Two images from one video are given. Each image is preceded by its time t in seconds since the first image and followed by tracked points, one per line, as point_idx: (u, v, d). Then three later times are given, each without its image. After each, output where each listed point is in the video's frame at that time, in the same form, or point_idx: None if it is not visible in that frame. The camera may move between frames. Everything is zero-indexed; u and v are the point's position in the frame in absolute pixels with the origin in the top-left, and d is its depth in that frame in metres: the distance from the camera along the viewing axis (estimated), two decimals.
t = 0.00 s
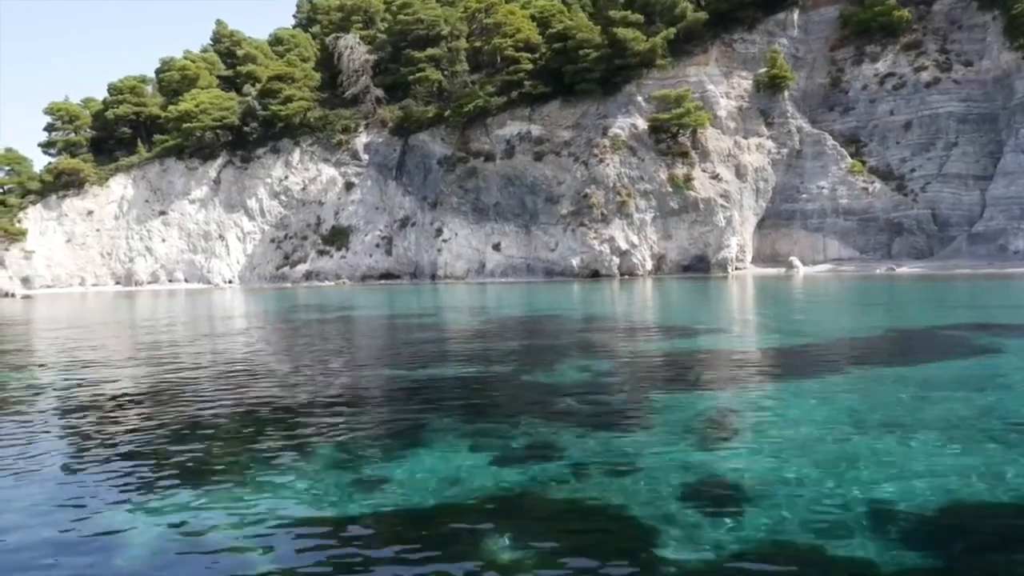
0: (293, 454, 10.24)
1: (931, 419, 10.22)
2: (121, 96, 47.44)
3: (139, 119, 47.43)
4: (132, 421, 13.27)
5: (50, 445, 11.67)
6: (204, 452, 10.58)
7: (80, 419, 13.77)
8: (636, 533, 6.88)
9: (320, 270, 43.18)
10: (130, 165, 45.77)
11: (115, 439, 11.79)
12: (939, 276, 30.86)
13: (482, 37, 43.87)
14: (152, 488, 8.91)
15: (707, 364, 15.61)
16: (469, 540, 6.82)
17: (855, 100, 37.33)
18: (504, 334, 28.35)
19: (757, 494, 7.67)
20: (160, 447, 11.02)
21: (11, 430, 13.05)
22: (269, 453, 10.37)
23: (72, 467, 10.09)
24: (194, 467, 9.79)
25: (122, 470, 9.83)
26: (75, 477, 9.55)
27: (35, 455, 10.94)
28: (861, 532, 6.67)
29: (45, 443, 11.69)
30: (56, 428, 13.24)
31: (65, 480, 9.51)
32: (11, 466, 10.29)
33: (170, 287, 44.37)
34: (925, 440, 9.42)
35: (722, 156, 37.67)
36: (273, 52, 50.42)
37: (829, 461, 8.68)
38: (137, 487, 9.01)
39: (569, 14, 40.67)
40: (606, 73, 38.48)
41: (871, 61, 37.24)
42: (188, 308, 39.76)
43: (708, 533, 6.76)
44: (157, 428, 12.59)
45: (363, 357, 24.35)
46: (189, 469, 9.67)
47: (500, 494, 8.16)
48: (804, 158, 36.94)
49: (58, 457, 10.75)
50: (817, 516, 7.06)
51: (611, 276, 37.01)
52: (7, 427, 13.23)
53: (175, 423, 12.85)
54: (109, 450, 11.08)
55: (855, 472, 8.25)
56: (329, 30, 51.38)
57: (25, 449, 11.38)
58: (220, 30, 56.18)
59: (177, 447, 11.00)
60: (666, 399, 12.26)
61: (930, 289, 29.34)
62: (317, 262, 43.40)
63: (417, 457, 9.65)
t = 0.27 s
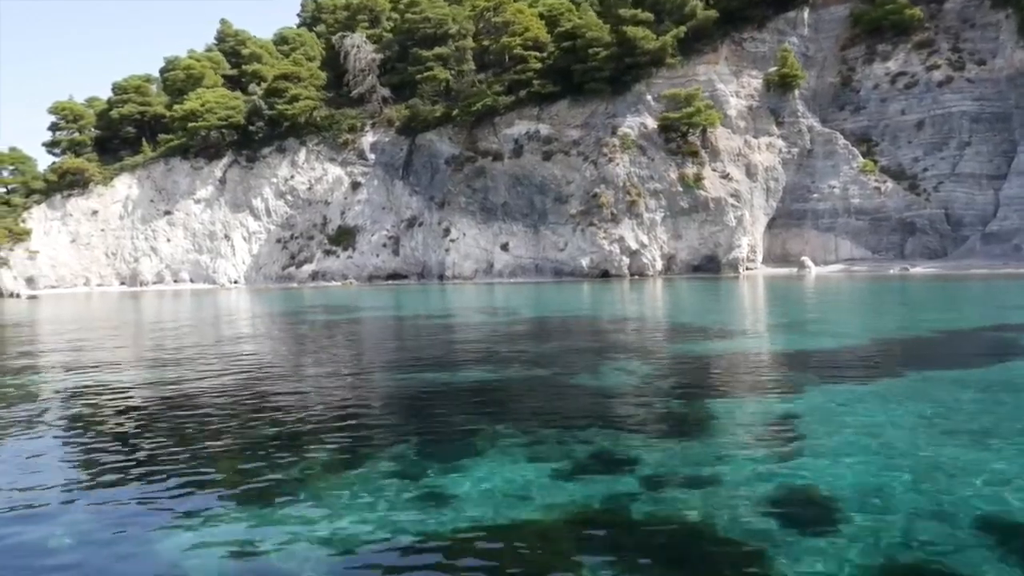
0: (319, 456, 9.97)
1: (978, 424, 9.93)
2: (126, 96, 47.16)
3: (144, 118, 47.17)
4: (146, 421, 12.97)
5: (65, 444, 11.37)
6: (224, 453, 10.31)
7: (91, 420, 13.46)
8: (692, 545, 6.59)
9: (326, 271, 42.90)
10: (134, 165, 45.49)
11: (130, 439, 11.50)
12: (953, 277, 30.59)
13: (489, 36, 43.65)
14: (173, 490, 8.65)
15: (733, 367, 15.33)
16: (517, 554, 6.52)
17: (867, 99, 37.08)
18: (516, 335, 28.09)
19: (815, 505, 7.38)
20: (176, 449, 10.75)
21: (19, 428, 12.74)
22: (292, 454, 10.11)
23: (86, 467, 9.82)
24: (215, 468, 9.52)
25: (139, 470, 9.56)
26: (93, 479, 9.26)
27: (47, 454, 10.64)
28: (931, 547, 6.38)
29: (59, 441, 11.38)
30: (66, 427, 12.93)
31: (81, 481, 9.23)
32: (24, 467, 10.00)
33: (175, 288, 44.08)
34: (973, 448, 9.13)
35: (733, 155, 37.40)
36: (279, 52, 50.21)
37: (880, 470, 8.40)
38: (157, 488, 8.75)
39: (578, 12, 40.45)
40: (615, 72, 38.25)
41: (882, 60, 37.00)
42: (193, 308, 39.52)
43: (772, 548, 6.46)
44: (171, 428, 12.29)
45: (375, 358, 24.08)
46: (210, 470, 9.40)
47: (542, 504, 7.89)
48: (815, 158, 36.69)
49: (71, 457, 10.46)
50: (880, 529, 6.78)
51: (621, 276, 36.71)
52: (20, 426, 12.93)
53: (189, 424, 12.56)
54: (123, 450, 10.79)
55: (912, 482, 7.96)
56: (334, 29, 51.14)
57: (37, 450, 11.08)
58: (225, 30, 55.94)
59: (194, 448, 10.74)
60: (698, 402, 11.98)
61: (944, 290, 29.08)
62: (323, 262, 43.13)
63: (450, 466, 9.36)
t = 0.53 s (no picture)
0: (350, 455, 9.65)
1: None
2: (131, 94, 46.81)
3: (149, 117, 46.83)
4: (164, 422, 12.65)
5: (84, 446, 11.05)
6: (248, 453, 9.99)
7: (108, 421, 13.14)
8: (764, 556, 6.29)
9: (333, 271, 42.57)
10: (140, 164, 45.15)
11: (148, 440, 11.18)
12: (970, 276, 30.28)
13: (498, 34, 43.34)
14: (198, 491, 8.33)
15: (764, 369, 15.01)
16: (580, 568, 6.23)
17: (880, 97, 36.79)
18: (530, 336, 27.78)
19: (885, 512, 7.09)
20: (197, 449, 10.42)
21: (31, 428, 12.40)
22: (319, 453, 9.79)
23: (107, 469, 9.53)
24: (241, 469, 9.21)
25: (161, 471, 9.23)
26: (115, 480, 8.94)
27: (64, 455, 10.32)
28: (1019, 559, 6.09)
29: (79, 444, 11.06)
30: (80, 427, 12.61)
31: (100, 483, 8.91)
32: (41, 468, 9.68)
33: (181, 288, 43.74)
34: None
35: (745, 154, 37.09)
36: (285, 50, 49.83)
37: (946, 474, 8.09)
38: (182, 490, 8.43)
39: (589, 10, 40.14)
40: (627, 71, 37.96)
41: (896, 58, 36.70)
42: (200, 309, 39.22)
43: (849, 560, 6.16)
44: (190, 428, 11.97)
45: (389, 359, 23.75)
46: (236, 471, 9.08)
47: (595, 507, 7.56)
48: (829, 156, 36.39)
49: (89, 457, 10.14)
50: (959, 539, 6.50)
51: (633, 276, 36.40)
52: (36, 428, 12.61)
53: (207, 424, 12.24)
54: (142, 450, 10.47)
55: (981, 488, 7.66)
56: (341, 27, 50.83)
57: (53, 450, 10.76)
58: (230, 28, 55.62)
59: (215, 448, 10.42)
60: (737, 405, 11.68)
61: (959, 290, 28.79)
62: (331, 262, 42.79)
63: (489, 465, 9.04)
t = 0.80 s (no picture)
0: (384, 463, 9.32)
1: None
2: (136, 93, 46.47)
3: (155, 116, 46.49)
4: (184, 427, 12.32)
5: (105, 451, 10.70)
6: (277, 461, 9.67)
7: (126, 424, 12.80)
8: None
9: (341, 271, 42.21)
10: (146, 163, 44.81)
11: (171, 446, 10.84)
12: (987, 276, 29.97)
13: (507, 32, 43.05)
14: (230, 501, 7.99)
15: (797, 372, 14.69)
16: None
17: (894, 96, 36.48)
18: (544, 336, 27.46)
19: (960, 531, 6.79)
20: (222, 455, 10.09)
21: (47, 432, 12.04)
22: (350, 461, 9.46)
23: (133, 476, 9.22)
24: (272, 478, 8.88)
25: (188, 480, 8.89)
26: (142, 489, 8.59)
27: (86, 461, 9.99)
28: None
29: (100, 450, 10.72)
30: (98, 431, 12.28)
31: (125, 492, 8.58)
32: (61, 476, 9.34)
33: (187, 288, 43.40)
34: None
35: (758, 153, 36.75)
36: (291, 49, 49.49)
37: (1013, 489, 7.79)
38: (213, 500, 8.09)
39: (599, 8, 39.84)
40: (638, 69, 37.67)
41: (910, 56, 36.39)
42: (207, 309, 38.90)
43: None
44: (211, 433, 11.63)
45: (404, 360, 23.40)
46: (268, 481, 8.74)
47: (652, 522, 7.24)
48: (842, 155, 36.08)
49: (111, 465, 9.79)
50: None
51: (645, 276, 36.05)
52: (53, 432, 12.26)
53: (229, 429, 11.90)
54: (165, 457, 10.14)
55: None
56: (347, 25, 50.55)
57: (73, 456, 10.42)
58: (235, 26, 55.31)
59: (240, 455, 10.09)
60: (778, 410, 11.35)
61: (976, 290, 28.51)
62: (338, 262, 42.44)
63: (533, 474, 8.70)
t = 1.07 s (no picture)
0: (418, 466, 9.00)
1: None
2: (141, 91, 46.18)
3: (160, 114, 46.23)
4: (202, 429, 11.99)
5: (123, 454, 10.38)
6: (303, 463, 9.35)
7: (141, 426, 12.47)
8: None
9: (348, 270, 41.91)
10: (151, 162, 44.51)
11: (191, 448, 10.52)
12: (1003, 276, 29.67)
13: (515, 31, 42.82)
14: (258, 508, 7.66)
15: (826, 374, 14.39)
16: None
17: (906, 94, 36.21)
18: (557, 336, 27.18)
19: None
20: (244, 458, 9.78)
21: (59, 432, 11.71)
22: (380, 463, 9.15)
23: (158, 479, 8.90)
24: (299, 481, 8.57)
25: (211, 485, 8.56)
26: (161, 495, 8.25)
27: (103, 465, 9.66)
28: None
29: (117, 452, 10.40)
30: (114, 432, 11.96)
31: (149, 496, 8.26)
32: (77, 480, 9.01)
33: (193, 287, 43.11)
34: None
35: (769, 152, 36.43)
36: (297, 47, 49.24)
37: None
38: (240, 505, 7.76)
39: (608, 6, 39.58)
40: (648, 66, 37.40)
41: (923, 53, 36.11)
42: (213, 309, 38.60)
43: None
44: (230, 435, 11.31)
45: (416, 360, 23.12)
46: (295, 485, 8.41)
47: (710, 525, 6.93)
48: (854, 154, 35.79)
49: (127, 468, 9.46)
50: None
51: (655, 275, 35.76)
52: (69, 434, 11.94)
53: (248, 431, 11.58)
54: (184, 459, 9.81)
55: None
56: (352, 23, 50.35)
57: (88, 459, 10.09)
58: (240, 25, 55.04)
59: (262, 457, 9.76)
60: (816, 413, 11.06)
61: (991, 290, 28.24)
62: (345, 261, 42.15)
63: (574, 478, 8.38)
